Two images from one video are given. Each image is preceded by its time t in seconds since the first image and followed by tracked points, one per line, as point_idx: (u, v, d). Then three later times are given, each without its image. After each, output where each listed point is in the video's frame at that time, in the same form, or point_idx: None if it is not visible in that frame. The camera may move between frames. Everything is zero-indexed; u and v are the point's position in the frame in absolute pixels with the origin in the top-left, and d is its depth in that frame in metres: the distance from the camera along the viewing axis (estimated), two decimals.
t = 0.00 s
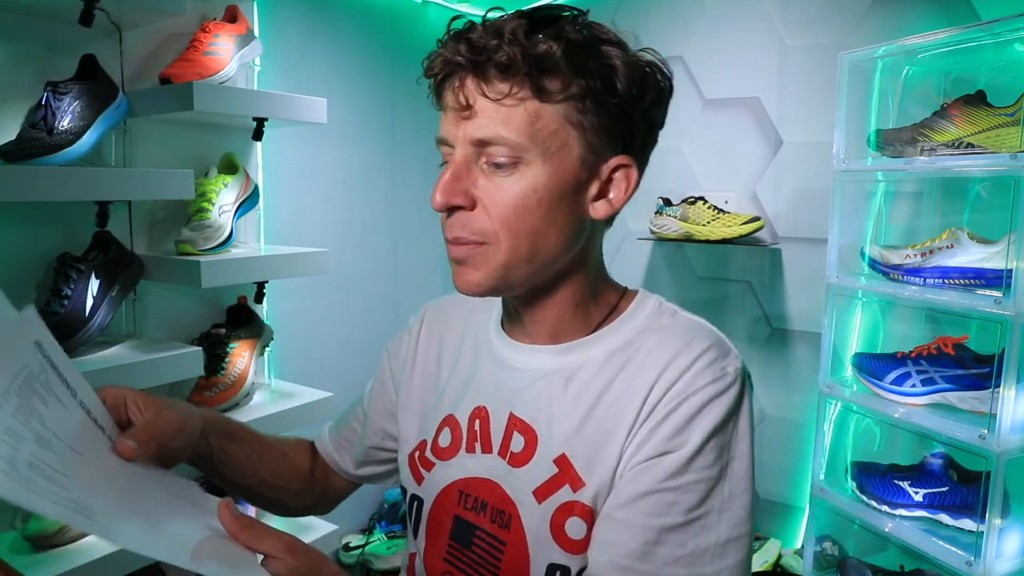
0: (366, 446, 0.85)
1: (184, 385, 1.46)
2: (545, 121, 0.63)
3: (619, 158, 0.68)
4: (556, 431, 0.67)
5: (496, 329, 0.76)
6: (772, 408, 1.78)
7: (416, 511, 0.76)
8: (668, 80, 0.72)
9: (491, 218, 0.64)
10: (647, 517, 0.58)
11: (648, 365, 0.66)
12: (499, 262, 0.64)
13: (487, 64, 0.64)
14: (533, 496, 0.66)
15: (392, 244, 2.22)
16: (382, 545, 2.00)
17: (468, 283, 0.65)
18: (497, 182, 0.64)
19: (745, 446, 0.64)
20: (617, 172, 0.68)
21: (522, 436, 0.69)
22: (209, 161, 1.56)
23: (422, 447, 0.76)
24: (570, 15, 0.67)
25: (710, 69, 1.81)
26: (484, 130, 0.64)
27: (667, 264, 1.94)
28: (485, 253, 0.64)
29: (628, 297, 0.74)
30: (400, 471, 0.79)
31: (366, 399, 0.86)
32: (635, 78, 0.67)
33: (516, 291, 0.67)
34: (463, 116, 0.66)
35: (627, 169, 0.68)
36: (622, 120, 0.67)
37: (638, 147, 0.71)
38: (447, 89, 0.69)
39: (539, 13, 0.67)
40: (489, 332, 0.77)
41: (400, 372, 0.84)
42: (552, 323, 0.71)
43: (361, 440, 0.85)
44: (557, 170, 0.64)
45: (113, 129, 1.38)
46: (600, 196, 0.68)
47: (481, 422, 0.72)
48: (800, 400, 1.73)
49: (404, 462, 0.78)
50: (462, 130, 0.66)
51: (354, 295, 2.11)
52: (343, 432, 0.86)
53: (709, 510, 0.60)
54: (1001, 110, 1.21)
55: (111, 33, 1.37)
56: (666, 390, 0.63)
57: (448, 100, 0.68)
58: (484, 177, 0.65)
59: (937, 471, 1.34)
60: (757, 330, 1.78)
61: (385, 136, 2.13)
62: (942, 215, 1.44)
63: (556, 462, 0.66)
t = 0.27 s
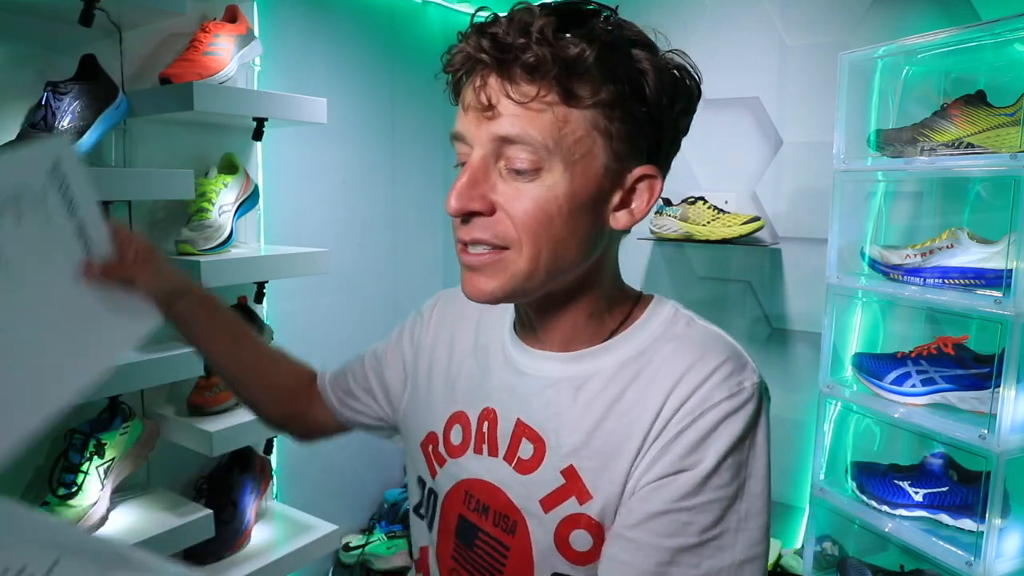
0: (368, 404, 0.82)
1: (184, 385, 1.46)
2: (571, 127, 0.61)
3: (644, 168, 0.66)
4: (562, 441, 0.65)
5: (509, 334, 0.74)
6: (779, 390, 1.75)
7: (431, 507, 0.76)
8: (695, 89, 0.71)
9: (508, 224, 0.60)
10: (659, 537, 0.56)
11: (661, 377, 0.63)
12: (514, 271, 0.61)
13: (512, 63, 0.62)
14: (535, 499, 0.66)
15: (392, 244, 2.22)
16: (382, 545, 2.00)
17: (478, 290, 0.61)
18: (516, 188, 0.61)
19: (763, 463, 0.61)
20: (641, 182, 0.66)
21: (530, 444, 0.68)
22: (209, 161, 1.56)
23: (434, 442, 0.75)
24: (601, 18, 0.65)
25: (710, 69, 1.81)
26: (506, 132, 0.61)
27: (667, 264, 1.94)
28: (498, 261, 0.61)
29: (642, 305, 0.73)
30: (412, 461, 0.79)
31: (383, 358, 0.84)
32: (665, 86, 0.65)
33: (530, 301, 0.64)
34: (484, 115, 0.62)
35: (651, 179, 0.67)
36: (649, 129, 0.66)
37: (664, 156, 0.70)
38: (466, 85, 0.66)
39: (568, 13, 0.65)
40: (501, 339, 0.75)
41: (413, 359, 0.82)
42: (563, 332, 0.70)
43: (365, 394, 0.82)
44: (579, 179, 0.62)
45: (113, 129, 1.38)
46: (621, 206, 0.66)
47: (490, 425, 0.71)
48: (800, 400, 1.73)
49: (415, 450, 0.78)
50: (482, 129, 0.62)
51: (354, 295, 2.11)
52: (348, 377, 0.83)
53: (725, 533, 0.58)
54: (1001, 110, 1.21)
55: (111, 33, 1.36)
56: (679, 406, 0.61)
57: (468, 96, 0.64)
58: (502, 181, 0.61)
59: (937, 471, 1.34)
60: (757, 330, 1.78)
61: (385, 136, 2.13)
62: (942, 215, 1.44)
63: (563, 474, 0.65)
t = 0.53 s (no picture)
0: (376, 344, 0.87)
1: (184, 385, 1.46)
2: (561, 128, 0.61)
3: (639, 168, 0.66)
4: (560, 443, 0.66)
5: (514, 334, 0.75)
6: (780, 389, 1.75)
7: (434, 482, 0.79)
8: (691, 84, 0.70)
9: (502, 229, 0.60)
10: (657, 549, 0.55)
11: (664, 386, 0.63)
12: (513, 277, 0.62)
13: (499, 65, 0.62)
14: (529, 498, 0.68)
15: (392, 244, 2.22)
16: (382, 545, 2.00)
17: (484, 301, 0.63)
18: (508, 192, 0.60)
19: (766, 476, 0.60)
20: (637, 182, 0.66)
21: (531, 441, 0.69)
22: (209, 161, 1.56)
23: (439, 418, 0.79)
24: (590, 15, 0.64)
25: (710, 69, 1.81)
26: (495, 134, 0.60)
27: (667, 264, 1.94)
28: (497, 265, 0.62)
29: (648, 309, 0.73)
30: (420, 435, 0.83)
31: (410, 311, 0.87)
32: (658, 83, 0.65)
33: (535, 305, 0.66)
34: (473, 119, 0.62)
35: (648, 180, 0.67)
36: (642, 126, 0.65)
37: (660, 154, 0.69)
38: (456, 90, 0.65)
39: (556, 10, 0.64)
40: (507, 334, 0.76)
41: (428, 349, 0.82)
42: (569, 334, 0.71)
43: (377, 335, 0.87)
44: (572, 179, 0.62)
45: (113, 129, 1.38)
46: (618, 207, 0.66)
47: (494, 415, 0.73)
48: (800, 400, 1.73)
49: (423, 423, 0.81)
50: (472, 135, 0.61)
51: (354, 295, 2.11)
52: (366, 306, 0.87)
53: (725, 543, 0.57)
54: (1000, 110, 1.21)
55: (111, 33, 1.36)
56: (683, 416, 0.60)
57: (456, 102, 0.64)
58: (495, 184, 0.61)
59: (937, 471, 1.34)
60: (756, 330, 1.78)
61: (385, 136, 2.13)
62: (942, 215, 1.44)
63: (558, 474, 0.66)
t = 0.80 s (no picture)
0: (381, 299, 0.87)
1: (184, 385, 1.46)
2: (565, 115, 0.61)
3: (640, 163, 0.66)
4: (548, 436, 0.66)
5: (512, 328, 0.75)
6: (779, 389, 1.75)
7: (432, 462, 0.80)
8: (696, 87, 0.71)
9: (500, 215, 0.61)
10: (638, 547, 0.54)
11: (650, 379, 0.62)
12: (506, 265, 0.62)
13: (507, 49, 0.62)
14: (517, 490, 0.68)
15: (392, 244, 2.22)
16: (382, 545, 2.00)
17: (477, 288, 0.63)
18: (508, 178, 0.61)
19: (754, 475, 0.58)
20: (637, 179, 0.66)
21: (520, 432, 0.69)
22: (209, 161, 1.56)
23: (442, 398, 0.79)
24: (602, 9, 0.66)
25: (710, 69, 1.81)
26: (499, 119, 0.61)
27: (667, 264, 1.93)
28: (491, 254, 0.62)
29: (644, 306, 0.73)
30: (419, 417, 0.83)
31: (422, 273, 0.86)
32: (664, 80, 0.66)
33: (528, 300, 0.66)
34: (478, 102, 0.63)
35: (648, 176, 0.66)
36: (647, 122, 0.66)
37: (661, 153, 0.69)
38: (462, 74, 0.66)
39: (568, 3, 0.65)
40: (506, 331, 0.76)
41: (439, 337, 0.82)
42: (561, 329, 0.71)
43: (384, 290, 0.86)
44: (572, 169, 0.62)
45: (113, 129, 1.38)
46: (617, 202, 0.66)
47: (489, 403, 0.73)
48: (800, 400, 1.73)
49: (423, 405, 0.82)
50: (476, 116, 0.62)
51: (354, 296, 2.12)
52: (378, 255, 0.87)
53: (708, 544, 0.56)
54: (1000, 110, 1.21)
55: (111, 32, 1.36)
56: (669, 408, 0.59)
57: (463, 85, 0.65)
58: (494, 170, 0.62)
59: (937, 471, 1.34)
60: (756, 330, 1.77)
61: (385, 136, 2.13)
62: (942, 215, 1.44)
63: (542, 466, 0.66)
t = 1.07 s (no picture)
0: (387, 273, 0.84)
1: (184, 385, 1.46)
2: (570, 112, 0.61)
3: (649, 166, 0.64)
4: (546, 441, 0.66)
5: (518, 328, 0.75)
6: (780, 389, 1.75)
7: (430, 453, 0.80)
8: (716, 90, 0.70)
9: (500, 208, 0.62)
10: (631, 560, 0.56)
11: (653, 389, 0.62)
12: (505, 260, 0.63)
13: (517, 42, 0.62)
14: (512, 495, 0.68)
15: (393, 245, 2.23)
16: (382, 545, 2.00)
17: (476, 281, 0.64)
18: (511, 171, 0.62)
19: (752, 494, 0.59)
20: (645, 182, 0.65)
21: (517, 437, 0.69)
22: (209, 161, 1.56)
23: (446, 390, 0.79)
24: (620, 6, 0.65)
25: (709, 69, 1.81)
26: (506, 112, 0.61)
27: (667, 264, 1.92)
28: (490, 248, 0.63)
29: (650, 313, 0.72)
30: (421, 407, 0.83)
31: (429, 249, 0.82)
32: (679, 81, 0.65)
33: (527, 297, 0.66)
34: (486, 95, 0.63)
35: (658, 179, 0.65)
36: (660, 122, 0.64)
37: (675, 156, 0.68)
38: (474, 66, 0.67)
39: None
40: (508, 340, 0.75)
41: (448, 332, 0.80)
42: (562, 332, 0.70)
43: (391, 264, 0.83)
44: (575, 167, 0.61)
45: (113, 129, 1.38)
46: (624, 204, 0.65)
47: (488, 405, 0.73)
48: (800, 399, 1.73)
49: (427, 395, 0.81)
50: (484, 110, 0.63)
51: (354, 295, 2.12)
52: (386, 224, 0.82)
53: (703, 560, 0.58)
54: (1000, 110, 1.21)
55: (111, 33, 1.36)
56: (670, 422, 0.60)
57: (476, 77, 0.66)
58: (499, 163, 0.63)
59: (937, 471, 1.34)
60: (757, 330, 1.77)
61: (384, 136, 2.14)
62: (942, 215, 1.44)
63: (538, 475, 0.67)
